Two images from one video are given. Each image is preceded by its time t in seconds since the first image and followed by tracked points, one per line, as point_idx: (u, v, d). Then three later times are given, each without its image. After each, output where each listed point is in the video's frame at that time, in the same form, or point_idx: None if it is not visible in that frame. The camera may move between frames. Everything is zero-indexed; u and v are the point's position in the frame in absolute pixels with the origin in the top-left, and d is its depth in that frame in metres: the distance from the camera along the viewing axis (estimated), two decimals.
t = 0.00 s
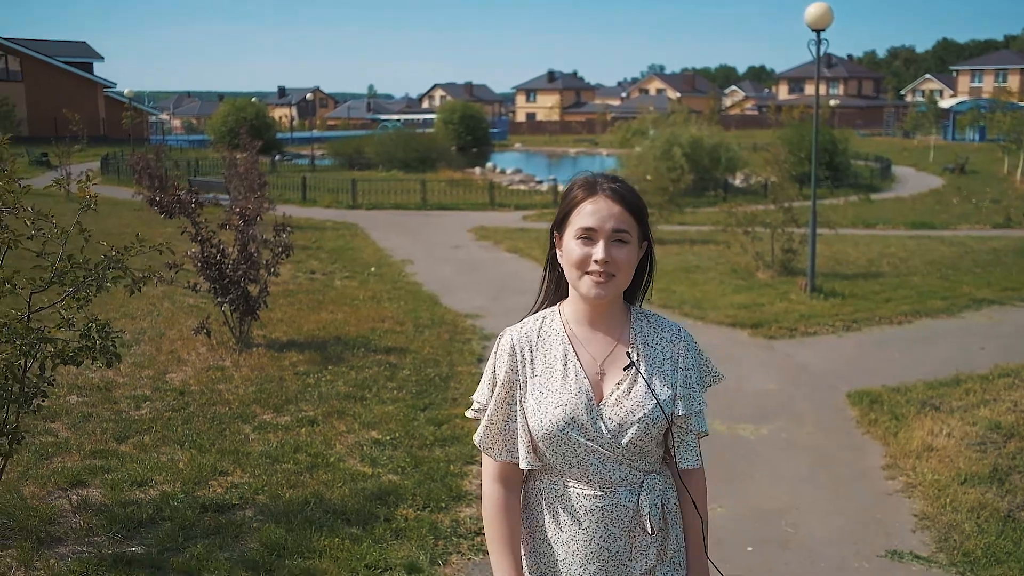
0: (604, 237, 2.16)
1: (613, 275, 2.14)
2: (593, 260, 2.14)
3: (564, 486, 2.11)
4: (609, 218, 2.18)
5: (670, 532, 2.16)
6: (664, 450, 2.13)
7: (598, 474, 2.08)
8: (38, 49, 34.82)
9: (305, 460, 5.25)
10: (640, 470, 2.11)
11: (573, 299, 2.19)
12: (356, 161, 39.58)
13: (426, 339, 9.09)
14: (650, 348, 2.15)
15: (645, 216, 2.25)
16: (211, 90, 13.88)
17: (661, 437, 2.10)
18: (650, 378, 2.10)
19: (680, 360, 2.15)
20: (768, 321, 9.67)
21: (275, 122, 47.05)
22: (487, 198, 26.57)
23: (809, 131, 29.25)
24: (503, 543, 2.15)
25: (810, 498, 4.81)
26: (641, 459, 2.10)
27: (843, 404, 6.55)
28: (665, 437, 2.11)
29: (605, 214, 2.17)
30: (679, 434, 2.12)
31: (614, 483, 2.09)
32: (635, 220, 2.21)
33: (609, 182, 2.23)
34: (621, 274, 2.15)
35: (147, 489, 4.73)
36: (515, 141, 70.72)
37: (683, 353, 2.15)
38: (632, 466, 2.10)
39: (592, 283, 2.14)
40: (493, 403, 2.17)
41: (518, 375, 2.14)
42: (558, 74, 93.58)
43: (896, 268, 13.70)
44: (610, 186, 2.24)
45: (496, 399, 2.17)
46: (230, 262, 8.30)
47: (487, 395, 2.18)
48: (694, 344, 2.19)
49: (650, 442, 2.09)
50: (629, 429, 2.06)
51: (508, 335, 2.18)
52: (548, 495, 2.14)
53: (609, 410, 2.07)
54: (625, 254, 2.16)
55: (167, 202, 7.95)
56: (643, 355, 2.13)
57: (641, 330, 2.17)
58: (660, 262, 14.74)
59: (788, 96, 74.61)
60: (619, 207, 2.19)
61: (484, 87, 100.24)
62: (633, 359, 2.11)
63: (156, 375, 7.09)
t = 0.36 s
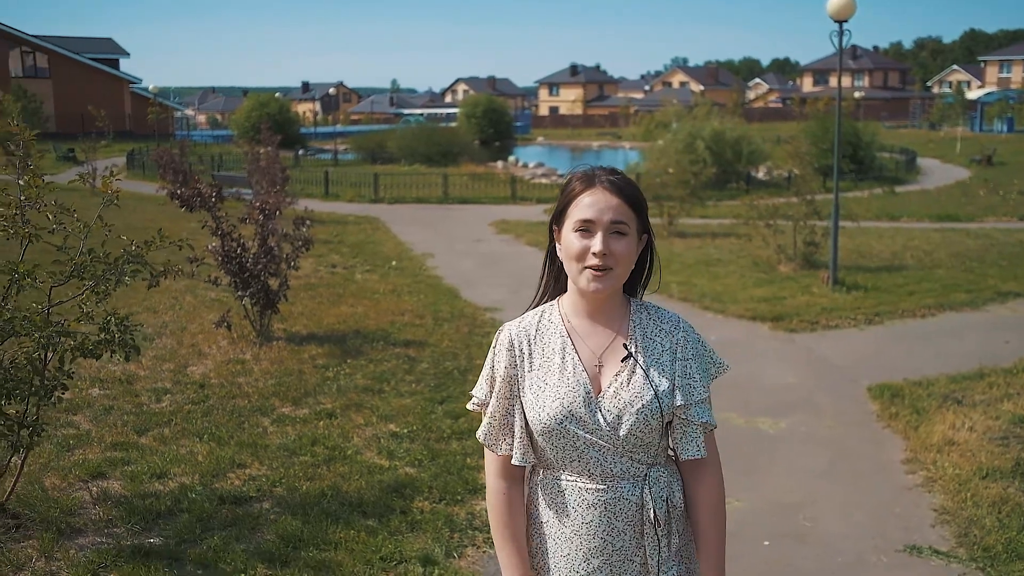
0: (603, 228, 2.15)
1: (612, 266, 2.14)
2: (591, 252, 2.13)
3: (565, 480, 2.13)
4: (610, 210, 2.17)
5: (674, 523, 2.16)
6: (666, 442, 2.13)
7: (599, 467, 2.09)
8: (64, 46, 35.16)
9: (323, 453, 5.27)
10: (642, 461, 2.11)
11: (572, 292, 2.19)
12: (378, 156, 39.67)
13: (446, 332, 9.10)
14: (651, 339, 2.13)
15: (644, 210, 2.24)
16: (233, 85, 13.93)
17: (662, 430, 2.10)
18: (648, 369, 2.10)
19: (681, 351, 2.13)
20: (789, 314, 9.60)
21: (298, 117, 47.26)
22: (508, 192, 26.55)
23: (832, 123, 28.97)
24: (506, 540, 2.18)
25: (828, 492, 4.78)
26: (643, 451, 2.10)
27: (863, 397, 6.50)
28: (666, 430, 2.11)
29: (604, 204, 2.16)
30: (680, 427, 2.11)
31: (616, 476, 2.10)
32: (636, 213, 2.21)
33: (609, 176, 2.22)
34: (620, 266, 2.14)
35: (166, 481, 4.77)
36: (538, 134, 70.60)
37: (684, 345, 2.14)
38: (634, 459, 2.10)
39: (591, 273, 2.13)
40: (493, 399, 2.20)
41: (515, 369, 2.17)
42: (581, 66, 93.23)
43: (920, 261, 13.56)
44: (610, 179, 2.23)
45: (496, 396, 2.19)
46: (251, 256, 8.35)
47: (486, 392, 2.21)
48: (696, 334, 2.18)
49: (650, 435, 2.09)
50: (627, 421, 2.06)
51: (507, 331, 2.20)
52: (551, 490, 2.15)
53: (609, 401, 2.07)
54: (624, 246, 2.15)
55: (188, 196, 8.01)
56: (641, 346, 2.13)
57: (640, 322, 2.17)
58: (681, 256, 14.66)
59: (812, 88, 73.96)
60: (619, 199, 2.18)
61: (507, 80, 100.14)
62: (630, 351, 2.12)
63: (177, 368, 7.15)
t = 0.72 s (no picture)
0: (618, 222, 2.14)
1: (620, 261, 2.12)
2: (601, 244, 2.12)
3: (566, 480, 2.13)
4: (626, 205, 2.15)
5: (678, 523, 2.14)
6: (665, 442, 2.11)
7: (597, 468, 2.09)
8: (88, 47, 35.52)
9: (337, 452, 5.29)
10: (640, 461, 2.10)
11: (576, 287, 2.18)
12: (399, 156, 39.77)
13: (462, 332, 9.09)
14: (651, 338, 2.11)
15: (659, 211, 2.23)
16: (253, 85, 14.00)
17: (660, 430, 2.08)
18: (645, 369, 2.08)
19: (679, 350, 2.10)
20: (807, 314, 9.54)
21: (320, 117, 47.47)
22: (528, 192, 26.53)
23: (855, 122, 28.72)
24: (495, 540, 2.26)
25: (843, 492, 4.74)
26: (642, 451, 2.09)
27: (882, 397, 6.44)
28: (665, 430, 2.09)
29: (620, 199, 2.16)
30: (678, 427, 2.08)
31: (615, 477, 2.09)
32: (652, 212, 2.19)
33: (626, 174, 2.22)
34: (628, 263, 2.12)
35: (181, 479, 4.80)
36: (558, 134, 70.53)
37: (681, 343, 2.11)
38: (632, 459, 2.09)
39: (598, 266, 2.12)
40: (493, 401, 2.21)
41: (513, 371, 2.17)
42: (602, 66, 93.01)
43: (941, 260, 13.42)
44: (625, 178, 2.22)
45: (495, 396, 2.21)
46: (269, 256, 8.38)
47: (485, 394, 2.23)
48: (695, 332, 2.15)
49: (648, 435, 2.07)
50: (623, 422, 2.05)
51: (507, 332, 2.20)
52: (552, 490, 2.16)
53: (604, 402, 2.06)
54: (636, 243, 2.14)
55: (207, 195, 8.06)
56: (639, 346, 2.11)
57: (643, 321, 2.15)
58: (700, 255, 14.59)
59: (835, 86, 73.43)
60: (635, 198, 2.17)
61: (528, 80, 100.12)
62: (626, 351, 2.10)
63: (195, 367, 7.21)
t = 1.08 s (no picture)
0: (617, 222, 2.12)
1: (619, 261, 2.10)
2: (600, 245, 2.11)
3: (570, 482, 2.12)
4: (624, 206, 2.14)
5: (682, 523, 2.12)
6: (670, 442, 2.09)
7: (603, 470, 2.07)
8: (106, 50, 35.81)
9: (346, 454, 5.29)
10: (644, 461, 2.08)
11: (575, 290, 2.17)
12: (414, 158, 39.85)
13: (473, 334, 9.08)
14: (655, 336, 2.09)
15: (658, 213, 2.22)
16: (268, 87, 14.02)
17: (664, 430, 2.06)
18: (648, 367, 2.06)
19: (682, 347, 2.08)
20: (820, 317, 9.48)
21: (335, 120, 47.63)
22: (542, 194, 26.50)
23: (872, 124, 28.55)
24: (511, 540, 2.23)
25: (854, 496, 4.71)
26: (646, 451, 2.07)
27: (895, 400, 6.39)
28: (670, 429, 2.07)
29: (618, 199, 2.14)
30: (682, 426, 2.06)
31: (620, 478, 2.08)
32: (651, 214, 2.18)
33: (627, 175, 2.21)
34: (630, 262, 2.11)
35: (189, 481, 4.81)
36: (574, 136, 70.49)
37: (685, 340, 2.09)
38: (637, 459, 2.07)
39: (598, 266, 2.11)
40: (498, 404, 2.21)
41: (518, 374, 2.16)
42: (617, 68, 92.94)
43: (957, 263, 13.31)
44: (625, 180, 2.21)
45: (499, 399, 2.21)
46: (280, 258, 8.40)
47: (491, 397, 2.22)
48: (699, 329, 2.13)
49: (652, 435, 2.05)
50: (626, 422, 2.03)
51: (511, 335, 2.19)
52: (558, 494, 2.14)
53: (608, 401, 2.04)
54: (637, 243, 2.12)
55: (218, 198, 8.07)
56: (642, 345, 2.09)
57: (646, 320, 2.13)
58: (713, 257, 14.54)
59: (852, 88, 73.06)
60: (635, 199, 2.16)
61: (544, 83, 100.13)
62: (629, 348, 2.08)
63: (206, 369, 7.24)
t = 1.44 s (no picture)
0: (584, 222, 2.08)
1: (583, 260, 2.07)
2: (565, 244, 2.09)
3: (571, 483, 2.10)
4: (592, 205, 2.09)
5: (684, 530, 2.10)
6: (674, 446, 2.07)
7: (605, 469, 2.05)
8: (117, 54, 36.03)
9: (349, 456, 5.28)
10: (648, 464, 2.06)
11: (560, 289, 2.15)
12: (422, 161, 39.92)
13: (479, 337, 9.05)
14: (659, 340, 2.07)
15: (640, 207, 2.12)
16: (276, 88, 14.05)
17: (669, 434, 2.04)
18: (654, 370, 2.04)
19: (690, 351, 2.06)
20: (827, 319, 9.45)
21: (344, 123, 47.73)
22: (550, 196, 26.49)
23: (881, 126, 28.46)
24: (509, 541, 2.20)
25: (860, 499, 4.67)
26: (651, 454, 2.05)
27: (901, 403, 6.36)
28: (675, 434, 2.05)
29: (586, 196, 2.10)
30: (689, 430, 2.04)
31: (624, 479, 2.05)
32: (622, 209, 2.10)
33: (604, 170, 2.13)
34: (594, 260, 2.06)
35: (192, 484, 4.81)
36: (582, 138, 70.49)
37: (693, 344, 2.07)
38: (642, 461, 2.05)
39: (567, 268, 2.08)
40: (500, 399, 2.19)
41: (522, 371, 2.15)
42: (626, 70, 92.83)
43: (966, 265, 13.25)
44: (604, 174, 2.14)
45: (501, 395, 2.19)
46: (286, 260, 8.41)
47: (492, 392, 2.21)
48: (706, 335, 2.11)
49: (657, 439, 2.03)
50: (630, 422, 2.01)
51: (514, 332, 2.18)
52: (557, 495, 2.12)
53: (613, 399, 2.03)
54: (602, 241, 2.07)
55: (224, 200, 8.08)
56: (647, 346, 2.07)
57: (645, 323, 2.11)
58: (720, 260, 14.50)
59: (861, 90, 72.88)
60: (607, 197, 2.09)
61: (553, 85, 100.18)
62: (635, 349, 2.07)
63: (211, 371, 7.25)
